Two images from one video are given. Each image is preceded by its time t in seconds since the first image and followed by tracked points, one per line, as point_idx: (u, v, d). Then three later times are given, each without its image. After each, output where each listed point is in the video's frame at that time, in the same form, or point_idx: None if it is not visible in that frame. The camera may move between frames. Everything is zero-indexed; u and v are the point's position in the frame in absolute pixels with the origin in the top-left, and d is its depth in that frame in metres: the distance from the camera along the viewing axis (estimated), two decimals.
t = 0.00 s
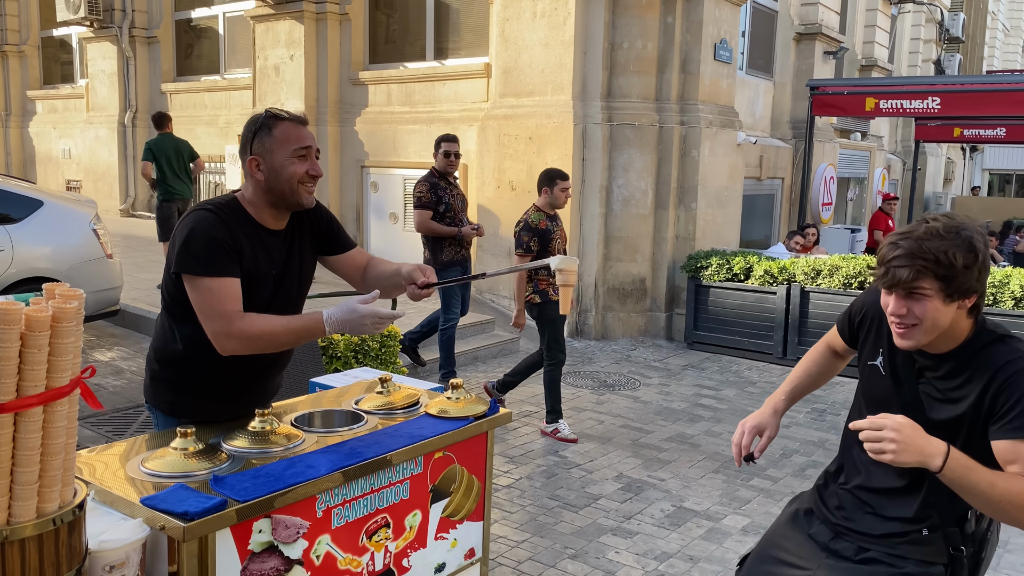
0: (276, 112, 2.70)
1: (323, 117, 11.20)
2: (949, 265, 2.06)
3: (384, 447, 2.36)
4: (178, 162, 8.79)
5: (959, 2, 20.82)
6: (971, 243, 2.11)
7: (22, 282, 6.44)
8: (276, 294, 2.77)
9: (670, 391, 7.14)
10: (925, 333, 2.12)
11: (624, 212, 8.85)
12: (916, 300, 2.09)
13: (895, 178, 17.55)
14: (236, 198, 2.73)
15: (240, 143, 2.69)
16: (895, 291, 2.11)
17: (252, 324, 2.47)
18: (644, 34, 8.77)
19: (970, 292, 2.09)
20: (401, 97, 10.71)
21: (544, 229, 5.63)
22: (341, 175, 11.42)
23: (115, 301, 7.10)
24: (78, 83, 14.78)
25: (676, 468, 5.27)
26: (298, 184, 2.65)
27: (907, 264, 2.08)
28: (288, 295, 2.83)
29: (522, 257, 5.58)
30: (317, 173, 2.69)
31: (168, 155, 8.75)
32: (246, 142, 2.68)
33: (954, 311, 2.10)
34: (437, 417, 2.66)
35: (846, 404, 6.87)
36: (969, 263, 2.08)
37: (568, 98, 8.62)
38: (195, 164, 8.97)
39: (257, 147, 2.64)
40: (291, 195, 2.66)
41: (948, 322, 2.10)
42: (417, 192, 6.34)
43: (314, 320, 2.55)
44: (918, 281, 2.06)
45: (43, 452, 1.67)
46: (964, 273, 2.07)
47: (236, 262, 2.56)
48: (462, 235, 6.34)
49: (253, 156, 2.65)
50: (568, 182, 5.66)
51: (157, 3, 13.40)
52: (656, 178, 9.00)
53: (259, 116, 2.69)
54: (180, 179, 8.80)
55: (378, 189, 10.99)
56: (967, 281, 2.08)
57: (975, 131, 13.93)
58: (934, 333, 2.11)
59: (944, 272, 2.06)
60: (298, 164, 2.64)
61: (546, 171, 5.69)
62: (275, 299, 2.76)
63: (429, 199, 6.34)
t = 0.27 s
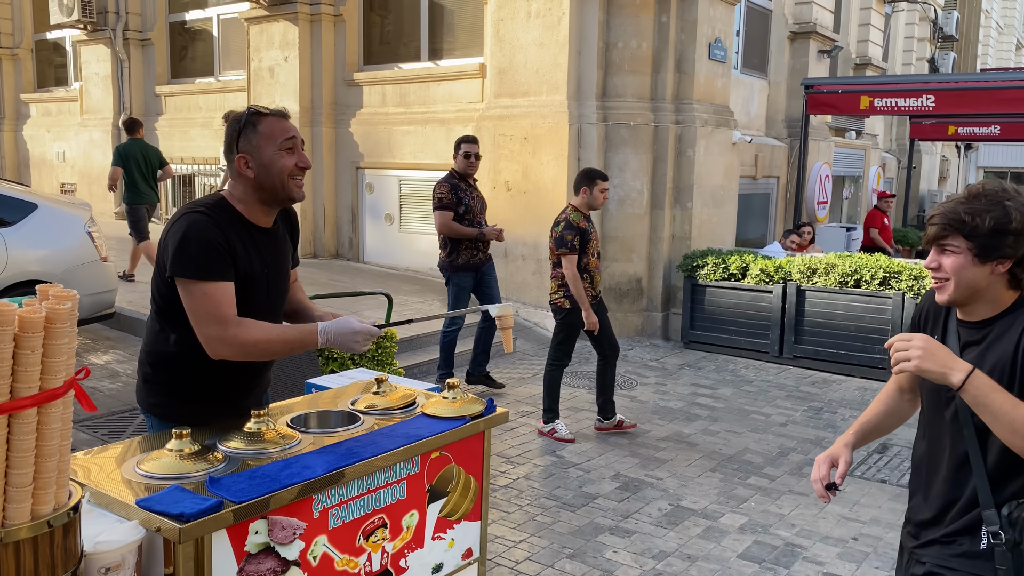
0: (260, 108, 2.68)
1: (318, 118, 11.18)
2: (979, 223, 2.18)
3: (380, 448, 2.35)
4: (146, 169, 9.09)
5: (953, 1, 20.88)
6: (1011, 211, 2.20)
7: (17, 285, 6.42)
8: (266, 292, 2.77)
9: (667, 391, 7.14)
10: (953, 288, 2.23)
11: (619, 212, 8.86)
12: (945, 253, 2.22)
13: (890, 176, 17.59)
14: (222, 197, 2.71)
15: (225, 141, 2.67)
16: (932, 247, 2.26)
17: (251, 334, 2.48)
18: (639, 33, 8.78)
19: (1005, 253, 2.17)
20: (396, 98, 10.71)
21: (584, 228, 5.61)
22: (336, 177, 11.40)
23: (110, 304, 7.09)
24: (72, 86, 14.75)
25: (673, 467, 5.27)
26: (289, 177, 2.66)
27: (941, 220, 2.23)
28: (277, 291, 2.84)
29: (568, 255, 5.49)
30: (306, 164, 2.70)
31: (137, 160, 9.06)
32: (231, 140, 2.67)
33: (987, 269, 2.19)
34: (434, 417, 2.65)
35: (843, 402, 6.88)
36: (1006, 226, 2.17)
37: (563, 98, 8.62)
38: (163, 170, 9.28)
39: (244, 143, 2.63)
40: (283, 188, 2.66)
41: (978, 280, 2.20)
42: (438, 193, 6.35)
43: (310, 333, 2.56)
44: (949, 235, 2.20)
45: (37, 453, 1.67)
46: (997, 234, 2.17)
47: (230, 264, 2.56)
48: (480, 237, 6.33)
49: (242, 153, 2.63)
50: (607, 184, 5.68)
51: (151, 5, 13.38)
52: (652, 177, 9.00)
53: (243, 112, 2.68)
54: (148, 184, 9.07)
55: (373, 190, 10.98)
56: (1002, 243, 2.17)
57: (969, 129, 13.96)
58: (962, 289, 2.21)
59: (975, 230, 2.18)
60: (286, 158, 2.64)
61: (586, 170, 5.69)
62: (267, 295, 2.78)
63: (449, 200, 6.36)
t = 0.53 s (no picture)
0: (235, 109, 2.72)
1: (317, 126, 11.21)
2: (993, 195, 2.25)
3: (381, 455, 2.37)
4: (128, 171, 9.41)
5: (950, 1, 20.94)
6: None
7: (20, 296, 6.46)
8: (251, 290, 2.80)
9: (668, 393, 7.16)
10: (966, 259, 2.32)
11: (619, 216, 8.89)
12: (960, 226, 2.31)
13: (889, 176, 17.63)
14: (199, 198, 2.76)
15: (203, 142, 2.72)
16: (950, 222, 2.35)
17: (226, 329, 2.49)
18: (636, 38, 8.82)
19: (1017, 226, 2.24)
20: (395, 104, 10.75)
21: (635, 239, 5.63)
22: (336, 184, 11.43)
23: (113, 313, 7.12)
24: (72, 96, 14.80)
25: (675, 470, 5.29)
26: (264, 178, 2.70)
27: (958, 191, 2.31)
28: (263, 288, 2.87)
29: (619, 266, 5.51)
30: (281, 166, 2.74)
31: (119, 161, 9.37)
32: (208, 142, 2.71)
33: (1001, 241, 2.27)
34: (435, 423, 2.68)
35: (844, 403, 6.90)
36: (1020, 199, 2.23)
37: (561, 104, 8.66)
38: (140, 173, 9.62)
39: (221, 145, 2.67)
40: (258, 190, 2.70)
41: (988, 252, 2.28)
42: (467, 203, 6.39)
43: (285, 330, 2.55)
44: (962, 207, 2.29)
45: (42, 465, 1.69)
46: (1010, 207, 2.23)
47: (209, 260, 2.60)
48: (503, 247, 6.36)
49: (218, 154, 2.68)
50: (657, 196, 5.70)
51: (150, 15, 13.43)
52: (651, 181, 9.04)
53: (221, 114, 2.72)
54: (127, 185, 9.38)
55: (373, 197, 11.02)
56: (1015, 215, 2.24)
57: (967, 129, 13.98)
58: (975, 260, 2.30)
59: (988, 202, 2.25)
60: (261, 159, 2.68)
61: (635, 183, 5.70)
62: (252, 293, 2.81)
63: (478, 210, 6.38)
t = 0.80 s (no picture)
0: (226, 117, 2.82)
1: (322, 136, 11.27)
2: (984, 199, 2.22)
3: (386, 465, 2.40)
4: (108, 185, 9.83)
5: (953, 2, 20.92)
6: None
7: (29, 308, 6.52)
8: (234, 289, 2.80)
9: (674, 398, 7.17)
10: (959, 263, 2.30)
11: (623, 221, 8.91)
12: (954, 229, 2.29)
13: (893, 178, 17.62)
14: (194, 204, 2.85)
15: (195, 150, 2.82)
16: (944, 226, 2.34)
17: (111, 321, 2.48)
18: (637, 44, 8.85)
19: (1010, 230, 2.21)
20: (399, 113, 10.81)
21: (682, 238, 5.59)
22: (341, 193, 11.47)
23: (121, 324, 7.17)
24: (79, 108, 14.91)
25: (681, 475, 5.29)
26: (251, 182, 2.76)
27: (953, 193, 2.28)
28: (252, 289, 2.85)
29: (661, 266, 5.54)
30: (269, 171, 2.81)
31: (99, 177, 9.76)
32: (200, 148, 2.81)
33: (994, 246, 2.24)
34: (439, 432, 2.70)
35: (850, 406, 6.90)
36: (1013, 203, 2.19)
37: (564, 110, 8.69)
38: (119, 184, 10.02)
39: (210, 151, 2.77)
40: (246, 193, 2.76)
41: (981, 256, 2.26)
42: (499, 208, 6.42)
43: (156, 331, 2.41)
44: (955, 210, 2.27)
45: (52, 479, 1.72)
46: (1002, 211, 2.20)
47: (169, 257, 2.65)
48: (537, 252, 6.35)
49: (207, 160, 2.77)
50: (708, 195, 5.65)
51: (156, 27, 13.52)
52: (654, 186, 9.06)
53: (209, 122, 2.82)
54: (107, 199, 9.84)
55: (379, 206, 11.06)
56: (1007, 219, 2.20)
57: (972, 129, 13.95)
58: (968, 264, 2.28)
59: (979, 206, 2.22)
60: (249, 164, 2.76)
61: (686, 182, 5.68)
62: (237, 294, 2.81)
63: (511, 216, 6.41)
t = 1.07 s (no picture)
0: (208, 127, 2.89)
1: (330, 144, 11.34)
2: (937, 200, 2.15)
3: (386, 472, 2.44)
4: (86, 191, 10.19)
5: (961, 3, 20.83)
6: (980, 185, 2.13)
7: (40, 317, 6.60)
8: (223, 295, 2.83)
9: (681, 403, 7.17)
10: (915, 264, 2.23)
11: (630, 226, 8.94)
12: (908, 229, 2.21)
13: (903, 179, 17.56)
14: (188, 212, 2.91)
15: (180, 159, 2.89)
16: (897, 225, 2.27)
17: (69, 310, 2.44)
18: (643, 49, 8.86)
19: (965, 234, 2.14)
20: (407, 121, 10.87)
21: (722, 251, 5.49)
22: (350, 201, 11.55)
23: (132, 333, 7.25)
24: (91, 119, 15.07)
25: (687, 480, 5.30)
26: (236, 189, 2.82)
27: (909, 192, 2.20)
28: (242, 296, 2.88)
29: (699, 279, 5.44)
30: (253, 177, 2.87)
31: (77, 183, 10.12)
32: (185, 158, 2.88)
33: (949, 247, 2.17)
34: (439, 440, 2.73)
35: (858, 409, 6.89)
36: (968, 204, 2.12)
37: (570, 116, 8.73)
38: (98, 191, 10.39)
39: (194, 161, 2.83)
40: (231, 200, 2.81)
41: (936, 258, 2.18)
42: (526, 217, 6.43)
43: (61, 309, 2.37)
44: (911, 210, 2.19)
45: (56, 488, 1.76)
46: (956, 213, 2.13)
47: (154, 263, 2.72)
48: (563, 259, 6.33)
49: (192, 170, 2.83)
50: (750, 204, 5.51)
51: (166, 38, 13.65)
52: (661, 191, 9.07)
53: (193, 133, 2.89)
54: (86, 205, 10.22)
55: (387, 213, 11.12)
56: (960, 221, 2.13)
57: (982, 130, 13.87)
58: (923, 266, 2.21)
59: (934, 207, 2.15)
60: (232, 171, 2.82)
61: (725, 192, 5.57)
62: (226, 300, 2.84)
63: (537, 223, 6.42)
